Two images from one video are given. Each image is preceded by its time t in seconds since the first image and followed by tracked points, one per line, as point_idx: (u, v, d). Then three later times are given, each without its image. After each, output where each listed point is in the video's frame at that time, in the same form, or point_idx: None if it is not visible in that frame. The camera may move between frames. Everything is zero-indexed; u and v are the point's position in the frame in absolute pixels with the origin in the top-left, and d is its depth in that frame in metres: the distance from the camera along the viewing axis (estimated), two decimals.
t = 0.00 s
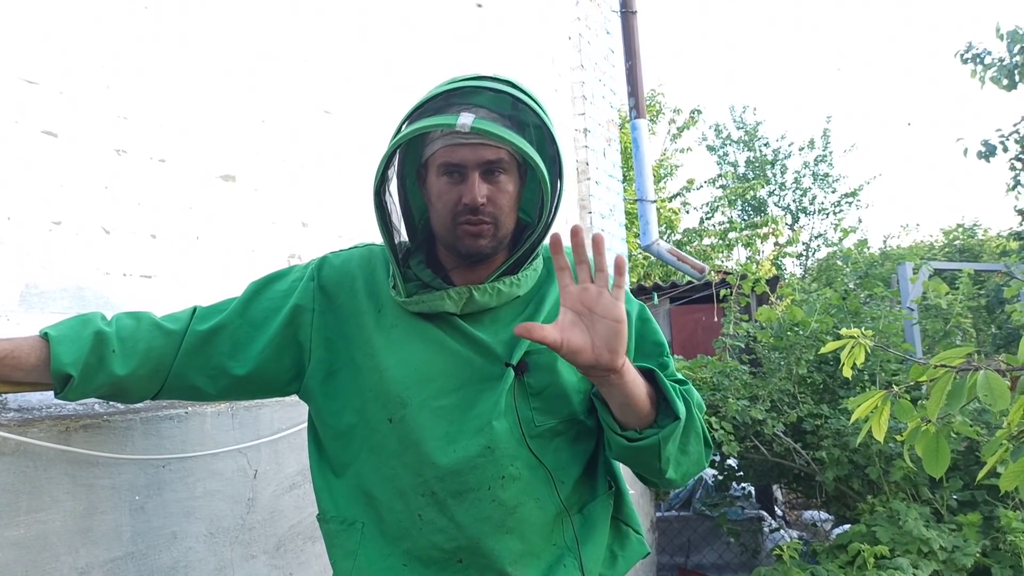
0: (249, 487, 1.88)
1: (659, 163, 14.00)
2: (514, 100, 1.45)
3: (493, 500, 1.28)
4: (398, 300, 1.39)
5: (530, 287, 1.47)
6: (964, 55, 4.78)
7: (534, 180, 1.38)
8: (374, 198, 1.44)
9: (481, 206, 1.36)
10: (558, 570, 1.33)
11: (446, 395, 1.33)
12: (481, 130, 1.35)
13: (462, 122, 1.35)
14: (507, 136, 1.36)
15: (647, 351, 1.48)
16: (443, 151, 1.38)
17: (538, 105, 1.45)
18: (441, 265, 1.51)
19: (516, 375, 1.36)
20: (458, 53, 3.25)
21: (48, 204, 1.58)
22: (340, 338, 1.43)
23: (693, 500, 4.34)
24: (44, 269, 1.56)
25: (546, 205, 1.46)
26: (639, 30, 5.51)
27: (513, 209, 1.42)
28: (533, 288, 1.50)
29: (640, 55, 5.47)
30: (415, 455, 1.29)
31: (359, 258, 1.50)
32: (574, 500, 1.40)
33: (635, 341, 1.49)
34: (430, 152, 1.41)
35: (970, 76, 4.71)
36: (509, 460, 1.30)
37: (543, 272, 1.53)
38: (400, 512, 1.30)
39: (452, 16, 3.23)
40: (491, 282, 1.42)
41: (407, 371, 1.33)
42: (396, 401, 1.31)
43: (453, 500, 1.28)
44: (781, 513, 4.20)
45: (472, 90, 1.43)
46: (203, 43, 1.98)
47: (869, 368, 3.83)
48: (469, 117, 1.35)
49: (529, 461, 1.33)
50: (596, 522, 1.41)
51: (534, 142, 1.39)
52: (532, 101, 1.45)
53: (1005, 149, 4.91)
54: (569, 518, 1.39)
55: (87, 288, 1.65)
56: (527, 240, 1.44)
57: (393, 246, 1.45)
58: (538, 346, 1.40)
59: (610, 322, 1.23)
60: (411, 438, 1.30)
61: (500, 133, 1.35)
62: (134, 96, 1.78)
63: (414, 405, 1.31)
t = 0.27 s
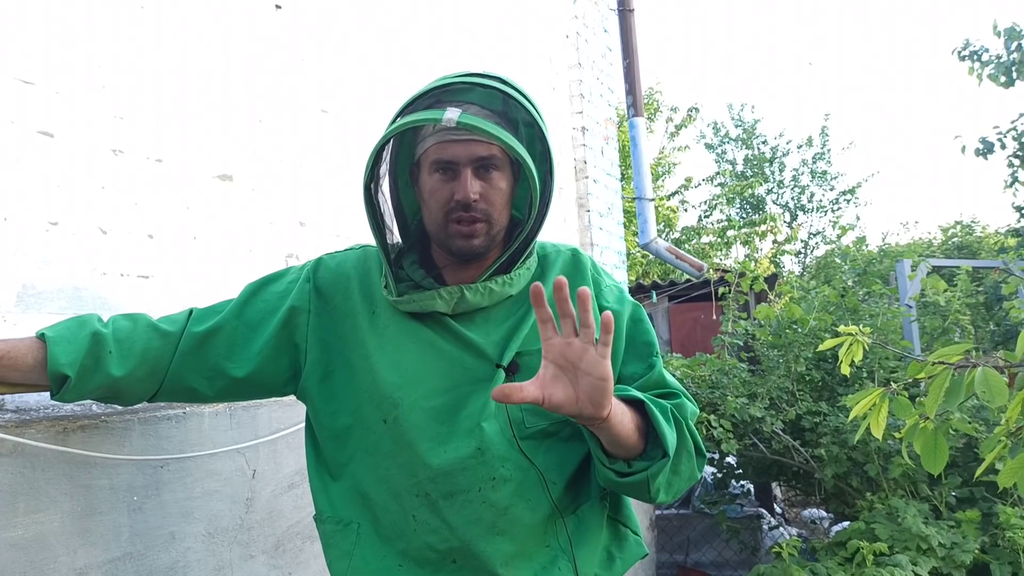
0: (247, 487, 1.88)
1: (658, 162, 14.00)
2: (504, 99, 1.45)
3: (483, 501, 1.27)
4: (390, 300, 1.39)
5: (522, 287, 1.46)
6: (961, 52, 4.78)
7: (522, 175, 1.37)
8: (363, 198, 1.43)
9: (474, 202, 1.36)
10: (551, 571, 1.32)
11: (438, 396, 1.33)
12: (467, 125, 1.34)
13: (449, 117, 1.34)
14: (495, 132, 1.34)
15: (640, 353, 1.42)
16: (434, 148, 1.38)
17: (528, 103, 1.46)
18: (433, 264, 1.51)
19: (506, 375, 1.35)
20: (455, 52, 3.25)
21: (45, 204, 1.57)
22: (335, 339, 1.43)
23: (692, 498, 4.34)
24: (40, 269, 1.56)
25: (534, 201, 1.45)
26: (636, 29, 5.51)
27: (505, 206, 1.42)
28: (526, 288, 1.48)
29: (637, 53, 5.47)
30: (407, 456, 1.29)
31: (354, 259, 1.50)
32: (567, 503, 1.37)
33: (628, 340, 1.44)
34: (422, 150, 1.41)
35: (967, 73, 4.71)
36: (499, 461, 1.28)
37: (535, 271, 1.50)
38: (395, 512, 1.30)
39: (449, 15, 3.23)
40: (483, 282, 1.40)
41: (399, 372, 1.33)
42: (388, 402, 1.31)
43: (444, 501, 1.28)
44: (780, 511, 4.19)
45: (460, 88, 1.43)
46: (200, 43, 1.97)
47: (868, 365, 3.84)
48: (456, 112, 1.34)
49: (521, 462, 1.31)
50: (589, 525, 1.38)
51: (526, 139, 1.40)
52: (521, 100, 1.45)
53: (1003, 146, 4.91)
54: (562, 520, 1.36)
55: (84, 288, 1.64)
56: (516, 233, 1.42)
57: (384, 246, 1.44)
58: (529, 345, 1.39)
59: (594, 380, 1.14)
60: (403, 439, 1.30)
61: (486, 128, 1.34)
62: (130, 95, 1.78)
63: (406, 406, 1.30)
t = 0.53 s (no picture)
0: (244, 486, 1.88)
1: (655, 160, 14.00)
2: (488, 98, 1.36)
3: (468, 503, 1.26)
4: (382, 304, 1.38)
5: (513, 287, 1.42)
6: (958, 50, 4.79)
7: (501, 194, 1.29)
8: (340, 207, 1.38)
9: (457, 218, 1.30)
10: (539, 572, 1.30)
11: (425, 396, 1.32)
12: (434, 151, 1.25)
13: (412, 145, 1.25)
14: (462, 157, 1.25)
15: (635, 354, 1.38)
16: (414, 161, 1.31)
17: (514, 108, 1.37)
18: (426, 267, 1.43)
19: (493, 377, 1.33)
20: (452, 50, 3.24)
21: (41, 203, 1.57)
22: (330, 337, 1.43)
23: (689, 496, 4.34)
24: (36, 267, 1.55)
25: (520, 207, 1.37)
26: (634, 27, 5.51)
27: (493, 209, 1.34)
28: (517, 286, 1.44)
29: (635, 51, 5.47)
30: (396, 456, 1.29)
31: (349, 258, 1.50)
32: (556, 505, 1.34)
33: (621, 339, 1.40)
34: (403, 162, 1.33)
35: (964, 71, 4.72)
36: (484, 463, 1.27)
37: (529, 268, 1.46)
38: (385, 511, 1.30)
39: (445, 13, 3.23)
40: (472, 281, 1.37)
41: (387, 373, 1.33)
42: (378, 402, 1.31)
43: (430, 502, 1.27)
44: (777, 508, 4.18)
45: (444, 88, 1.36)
46: (196, 41, 1.97)
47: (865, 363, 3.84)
48: (418, 139, 1.25)
49: (507, 464, 1.30)
50: (578, 528, 1.35)
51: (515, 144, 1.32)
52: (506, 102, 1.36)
53: (999, 144, 4.92)
54: (550, 523, 1.33)
55: (80, 287, 1.64)
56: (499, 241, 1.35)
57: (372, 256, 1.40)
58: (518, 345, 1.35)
59: (567, 417, 1.09)
60: (391, 439, 1.29)
61: (450, 153, 1.25)
62: (126, 93, 1.77)
63: (394, 405, 1.30)
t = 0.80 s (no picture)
0: (247, 484, 1.89)
1: (655, 160, 14.02)
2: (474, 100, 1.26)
3: (454, 509, 1.23)
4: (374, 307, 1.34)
5: (504, 290, 1.35)
6: (958, 50, 4.79)
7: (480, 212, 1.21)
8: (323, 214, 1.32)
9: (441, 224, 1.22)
10: None
11: (416, 399, 1.29)
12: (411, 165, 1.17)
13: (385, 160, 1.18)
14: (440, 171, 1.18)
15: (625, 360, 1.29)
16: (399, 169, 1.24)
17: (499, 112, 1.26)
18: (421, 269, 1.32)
19: (479, 384, 1.27)
20: (452, 50, 3.25)
21: (44, 202, 1.57)
22: (329, 335, 1.42)
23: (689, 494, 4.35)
24: (39, 267, 1.56)
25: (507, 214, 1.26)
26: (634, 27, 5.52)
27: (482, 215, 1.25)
28: (508, 289, 1.36)
29: (635, 51, 5.48)
30: (386, 458, 1.27)
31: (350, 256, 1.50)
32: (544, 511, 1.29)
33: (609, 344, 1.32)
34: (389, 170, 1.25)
35: (964, 71, 4.73)
36: (470, 471, 1.23)
37: (520, 268, 1.37)
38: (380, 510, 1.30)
39: (446, 13, 3.23)
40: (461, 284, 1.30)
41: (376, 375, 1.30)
42: (369, 403, 1.29)
43: (418, 507, 1.25)
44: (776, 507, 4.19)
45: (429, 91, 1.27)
46: (197, 41, 1.97)
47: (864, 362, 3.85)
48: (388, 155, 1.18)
49: (495, 471, 1.25)
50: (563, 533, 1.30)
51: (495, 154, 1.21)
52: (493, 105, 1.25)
53: (999, 144, 4.93)
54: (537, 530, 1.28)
55: (83, 287, 1.64)
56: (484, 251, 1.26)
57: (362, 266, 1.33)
58: (506, 351, 1.29)
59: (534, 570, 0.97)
60: (383, 440, 1.28)
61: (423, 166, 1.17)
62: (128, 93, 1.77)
63: (384, 408, 1.28)
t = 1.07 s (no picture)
0: (249, 487, 1.88)
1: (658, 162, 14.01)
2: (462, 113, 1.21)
3: (443, 519, 1.22)
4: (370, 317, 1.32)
5: (498, 299, 1.32)
6: (961, 51, 4.78)
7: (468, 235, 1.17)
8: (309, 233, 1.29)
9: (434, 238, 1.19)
10: None
11: (409, 408, 1.28)
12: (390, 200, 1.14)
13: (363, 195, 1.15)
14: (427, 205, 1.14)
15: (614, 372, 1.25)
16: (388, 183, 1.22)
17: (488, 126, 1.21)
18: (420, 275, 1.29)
19: (470, 396, 1.25)
20: (455, 52, 3.25)
21: (46, 204, 1.57)
22: (330, 336, 1.43)
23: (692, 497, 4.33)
24: (43, 268, 1.56)
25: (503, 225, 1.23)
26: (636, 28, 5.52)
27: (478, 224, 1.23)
28: (503, 297, 1.34)
29: (637, 53, 5.48)
30: (381, 463, 1.28)
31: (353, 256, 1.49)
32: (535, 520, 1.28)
33: (599, 351, 1.28)
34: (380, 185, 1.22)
35: (967, 72, 4.72)
36: (460, 481, 1.22)
37: (516, 276, 1.34)
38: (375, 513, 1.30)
39: (448, 15, 3.23)
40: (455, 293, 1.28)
41: (370, 382, 1.30)
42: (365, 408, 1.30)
43: (408, 515, 1.25)
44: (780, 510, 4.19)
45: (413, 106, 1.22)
46: (200, 43, 1.97)
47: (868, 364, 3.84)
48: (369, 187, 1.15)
49: (485, 481, 1.24)
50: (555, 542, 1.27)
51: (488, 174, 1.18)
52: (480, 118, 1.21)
53: (1003, 145, 4.92)
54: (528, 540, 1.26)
55: (86, 289, 1.64)
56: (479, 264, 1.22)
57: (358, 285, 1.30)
58: (497, 361, 1.27)
59: None
60: (377, 446, 1.28)
61: (407, 200, 1.14)
62: (131, 95, 1.77)
63: (378, 416, 1.28)
